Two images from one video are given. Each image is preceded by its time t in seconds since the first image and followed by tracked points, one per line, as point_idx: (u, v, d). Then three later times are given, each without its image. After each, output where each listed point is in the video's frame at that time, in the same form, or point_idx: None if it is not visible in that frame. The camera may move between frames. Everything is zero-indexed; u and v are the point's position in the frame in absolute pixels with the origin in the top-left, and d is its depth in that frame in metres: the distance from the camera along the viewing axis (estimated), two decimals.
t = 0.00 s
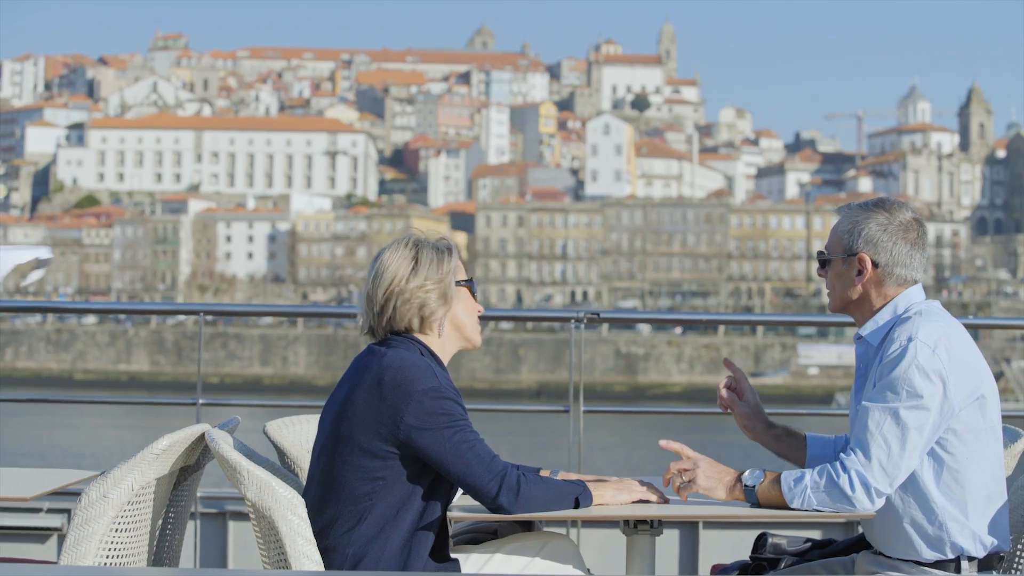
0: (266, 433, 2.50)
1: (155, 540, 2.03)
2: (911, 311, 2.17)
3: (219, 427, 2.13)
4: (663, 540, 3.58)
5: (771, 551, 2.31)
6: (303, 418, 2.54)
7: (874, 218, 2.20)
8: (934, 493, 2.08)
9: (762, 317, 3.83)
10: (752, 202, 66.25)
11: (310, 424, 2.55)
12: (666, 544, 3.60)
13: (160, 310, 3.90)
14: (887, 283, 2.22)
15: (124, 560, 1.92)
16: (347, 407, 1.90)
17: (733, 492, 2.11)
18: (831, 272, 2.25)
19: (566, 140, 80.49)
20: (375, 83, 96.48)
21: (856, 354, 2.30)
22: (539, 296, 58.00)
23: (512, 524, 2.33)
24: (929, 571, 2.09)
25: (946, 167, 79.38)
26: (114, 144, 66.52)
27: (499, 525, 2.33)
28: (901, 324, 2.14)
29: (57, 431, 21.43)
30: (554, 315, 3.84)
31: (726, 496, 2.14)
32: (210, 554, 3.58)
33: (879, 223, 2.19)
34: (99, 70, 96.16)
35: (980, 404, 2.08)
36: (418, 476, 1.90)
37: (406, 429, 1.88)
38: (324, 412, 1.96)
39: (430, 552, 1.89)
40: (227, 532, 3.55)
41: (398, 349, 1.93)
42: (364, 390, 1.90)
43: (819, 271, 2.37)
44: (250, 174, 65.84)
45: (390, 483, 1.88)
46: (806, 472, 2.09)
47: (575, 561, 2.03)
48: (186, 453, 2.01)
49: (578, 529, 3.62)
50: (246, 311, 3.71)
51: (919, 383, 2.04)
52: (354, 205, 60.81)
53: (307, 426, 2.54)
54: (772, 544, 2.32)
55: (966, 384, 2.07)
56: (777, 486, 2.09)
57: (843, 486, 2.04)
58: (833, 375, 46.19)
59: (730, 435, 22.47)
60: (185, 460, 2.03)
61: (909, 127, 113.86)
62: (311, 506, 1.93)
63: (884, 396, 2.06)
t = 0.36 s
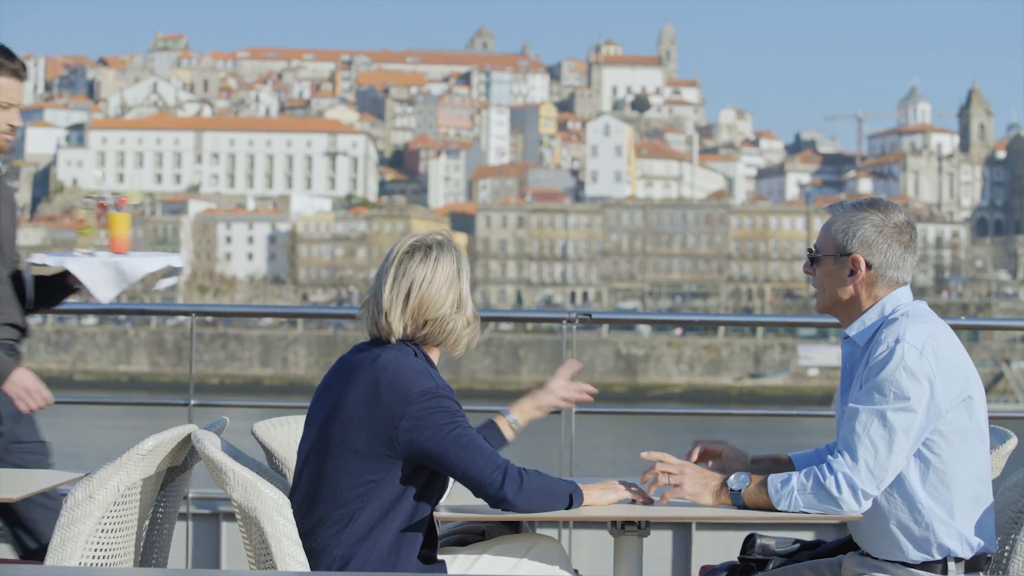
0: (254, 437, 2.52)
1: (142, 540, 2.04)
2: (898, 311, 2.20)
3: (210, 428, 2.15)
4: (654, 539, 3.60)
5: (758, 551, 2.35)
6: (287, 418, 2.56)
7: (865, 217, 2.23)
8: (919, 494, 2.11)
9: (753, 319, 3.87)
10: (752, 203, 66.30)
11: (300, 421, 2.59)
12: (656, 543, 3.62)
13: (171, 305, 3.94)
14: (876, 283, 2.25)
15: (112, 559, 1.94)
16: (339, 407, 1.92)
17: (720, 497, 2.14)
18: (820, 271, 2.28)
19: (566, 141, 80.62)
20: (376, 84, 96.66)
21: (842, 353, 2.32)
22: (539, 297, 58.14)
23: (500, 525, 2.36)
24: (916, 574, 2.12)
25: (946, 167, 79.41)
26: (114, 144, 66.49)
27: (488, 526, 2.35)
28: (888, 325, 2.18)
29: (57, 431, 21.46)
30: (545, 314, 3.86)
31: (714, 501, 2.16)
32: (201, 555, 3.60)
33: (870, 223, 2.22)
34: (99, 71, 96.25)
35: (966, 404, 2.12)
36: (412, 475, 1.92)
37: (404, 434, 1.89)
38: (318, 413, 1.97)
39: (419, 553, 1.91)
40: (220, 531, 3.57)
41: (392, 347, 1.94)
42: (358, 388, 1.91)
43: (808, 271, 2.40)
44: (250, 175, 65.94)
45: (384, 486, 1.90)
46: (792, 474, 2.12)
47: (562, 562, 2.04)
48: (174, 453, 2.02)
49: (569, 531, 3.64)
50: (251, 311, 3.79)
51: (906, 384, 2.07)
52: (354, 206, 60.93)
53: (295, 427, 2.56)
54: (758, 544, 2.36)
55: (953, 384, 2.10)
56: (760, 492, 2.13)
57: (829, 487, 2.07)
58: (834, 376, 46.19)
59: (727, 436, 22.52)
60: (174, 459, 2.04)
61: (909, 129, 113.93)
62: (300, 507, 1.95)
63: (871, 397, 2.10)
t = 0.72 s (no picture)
0: (243, 438, 2.51)
1: (131, 539, 2.03)
2: (889, 315, 2.19)
3: (197, 430, 2.15)
4: (645, 538, 3.59)
5: (748, 551, 2.34)
6: (278, 417, 2.56)
7: (855, 221, 2.23)
8: (906, 497, 2.11)
9: (748, 319, 3.87)
10: (752, 204, 66.29)
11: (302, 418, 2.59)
12: (648, 542, 3.61)
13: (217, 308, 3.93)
14: (863, 288, 2.24)
15: (101, 559, 1.94)
16: (328, 415, 1.91)
17: (706, 497, 2.15)
18: (810, 273, 2.26)
19: (566, 142, 80.62)
20: (376, 85, 96.64)
21: (832, 354, 2.32)
22: (539, 298, 58.16)
23: (487, 526, 2.37)
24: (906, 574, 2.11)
25: (946, 168, 79.44)
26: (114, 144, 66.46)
27: (474, 528, 2.36)
28: (878, 328, 2.17)
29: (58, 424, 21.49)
30: (538, 316, 3.84)
31: (699, 504, 2.16)
32: (200, 556, 3.59)
33: (857, 226, 2.22)
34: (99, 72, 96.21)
35: (958, 406, 2.12)
36: (402, 482, 1.91)
37: (391, 440, 1.88)
38: (306, 420, 1.96)
39: (405, 554, 1.92)
40: (215, 534, 3.56)
41: (384, 354, 1.94)
42: (351, 395, 1.90)
43: (799, 271, 2.39)
44: (251, 176, 65.96)
45: (372, 492, 1.90)
46: (780, 474, 2.12)
47: (549, 564, 2.03)
48: (161, 455, 2.02)
49: (560, 532, 3.63)
50: (266, 312, 3.80)
51: (894, 388, 2.08)
52: (353, 207, 60.95)
53: (280, 428, 2.55)
54: (748, 546, 2.35)
55: (941, 387, 2.10)
56: (745, 492, 2.14)
57: (814, 489, 2.08)
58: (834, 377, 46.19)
59: (727, 436, 22.51)
60: (162, 461, 2.04)
61: (909, 129, 113.97)
62: (291, 507, 1.94)
63: (860, 398, 2.10)
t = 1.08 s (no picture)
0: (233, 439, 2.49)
1: (115, 543, 2.04)
2: (881, 317, 2.19)
3: (186, 430, 2.14)
4: (636, 536, 3.59)
5: (736, 552, 2.34)
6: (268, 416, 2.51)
7: (851, 227, 2.22)
8: (895, 499, 2.11)
9: (747, 318, 3.87)
10: (753, 204, 66.30)
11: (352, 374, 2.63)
12: (638, 541, 3.61)
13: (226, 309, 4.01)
14: (857, 292, 2.24)
15: (87, 562, 1.94)
16: (314, 416, 1.91)
17: (691, 499, 2.18)
18: (804, 273, 2.27)
19: (566, 143, 80.68)
20: (376, 85, 96.73)
21: (826, 355, 2.30)
22: (539, 298, 58.23)
23: (476, 528, 2.36)
24: None
25: (946, 169, 79.49)
26: (114, 146, 66.43)
27: (464, 528, 2.36)
28: (870, 331, 2.16)
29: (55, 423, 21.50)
30: (532, 316, 3.83)
31: (686, 504, 2.18)
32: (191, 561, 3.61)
33: (852, 232, 2.21)
34: (100, 72, 96.34)
35: (947, 413, 2.12)
36: (382, 483, 1.91)
37: (378, 445, 1.88)
38: (287, 422, 1.96)
39: (394, 556, 1.93)
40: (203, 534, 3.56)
41: (368, 354, 1.94)
42: (332, 400, 1.91)
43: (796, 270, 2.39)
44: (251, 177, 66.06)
45: (356, 495, 1.90)
46: (767, 476, 2.15)
47: (538, 565, 2.04)
48: (148, 456, 2.03)
49: (552, 532, 3.62)
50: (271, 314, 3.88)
51: (886, 391, 2.07)
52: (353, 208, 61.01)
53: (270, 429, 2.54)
54: (736, 546, 2.35)
55: (933, 390, 2.10)
56: (732, 494, 2.16)
57: (801, 487, 2.10)
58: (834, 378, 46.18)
59: (725, 437, 22.58)
60: (150, 462, 2.05)
61: (909, 130, 114.00)
62: (278, 511, 1.94)
63: (850, 401, 2.10)
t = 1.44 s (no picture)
0: (220, 438, 2.50)
1: (105, 542, 2.06)
2: (882, 314, 2.19)
3: (174, 431, 2.16)
4: (627, 538, 3.58)
5: (725, 554, 2.35)
6: (261, 419, 2.56)
7: (852, 225, 2.22)
8: (888, 501, 2.10)
9: (741, 321, 3.85)
10: (753, 205, 66.21)
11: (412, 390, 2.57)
12: (632, 541, 3.60)
13: (207, 310, 4.04)
14: (856, 288, 2.24)
15: (75, 562, 1.96)
16: (301, 416, 1.91)
17: (685, 501, 2.18)
18: (806, 269, 2.27)
19: (566, 144, 80.70)
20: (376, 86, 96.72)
21: (824, 352, 2.30)
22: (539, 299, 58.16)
23: (464, 529, 2.36)
24: None
25: (945, 170, 79.44)
26: (114, 147, 66.45)
27: (452, 528, 2.36)
28: (869, 328, 2.16)
29: (54, 424, 21.51)
30: (523, 315, 3.84)
31: (677, 505, 2.19)
32: (169, 554, 3.58)
33: (853, 228, 2.21)
34: (100, 73, 96.34)
35: (944, 413, 2.12)
36: (368, 485, 1.92)
37: (365, 445, 1.89)
38: (277, 422, 1.96)
39: (378, 557, 1.95)
40: (185, 534, 3.57)
41: (355, 355, 1.94)
42: (319, 402, 1.91)
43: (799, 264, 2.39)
44: (251, 178, 66.02)
45: (342, 496, 1.91)
46: (758, 473, 2.15)
47: (525, 564, 2.06)
48: (137, 455, 2.05)
49: (542, 533, 3.61)
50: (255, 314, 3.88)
51: (885, 390, 2.07)
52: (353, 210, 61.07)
53: (260, 428, 2.56)
54: (725, 548, 2.35)
55: (931, 392, 2.10)
56: (722, 493, 2.16)
57: (794, 486, 2.10)
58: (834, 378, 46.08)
59: (725, 439, 22.57)
60: (137, 461, 2.06)
61: (909, 130, 113.79)
62: (264, 514, 1.95)
63: (848, 399, 2.10)
